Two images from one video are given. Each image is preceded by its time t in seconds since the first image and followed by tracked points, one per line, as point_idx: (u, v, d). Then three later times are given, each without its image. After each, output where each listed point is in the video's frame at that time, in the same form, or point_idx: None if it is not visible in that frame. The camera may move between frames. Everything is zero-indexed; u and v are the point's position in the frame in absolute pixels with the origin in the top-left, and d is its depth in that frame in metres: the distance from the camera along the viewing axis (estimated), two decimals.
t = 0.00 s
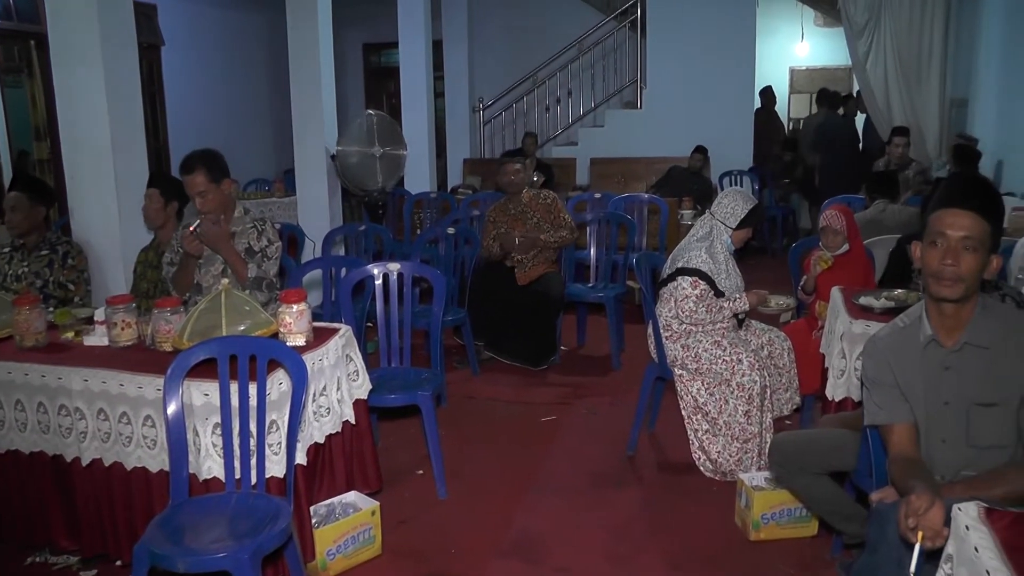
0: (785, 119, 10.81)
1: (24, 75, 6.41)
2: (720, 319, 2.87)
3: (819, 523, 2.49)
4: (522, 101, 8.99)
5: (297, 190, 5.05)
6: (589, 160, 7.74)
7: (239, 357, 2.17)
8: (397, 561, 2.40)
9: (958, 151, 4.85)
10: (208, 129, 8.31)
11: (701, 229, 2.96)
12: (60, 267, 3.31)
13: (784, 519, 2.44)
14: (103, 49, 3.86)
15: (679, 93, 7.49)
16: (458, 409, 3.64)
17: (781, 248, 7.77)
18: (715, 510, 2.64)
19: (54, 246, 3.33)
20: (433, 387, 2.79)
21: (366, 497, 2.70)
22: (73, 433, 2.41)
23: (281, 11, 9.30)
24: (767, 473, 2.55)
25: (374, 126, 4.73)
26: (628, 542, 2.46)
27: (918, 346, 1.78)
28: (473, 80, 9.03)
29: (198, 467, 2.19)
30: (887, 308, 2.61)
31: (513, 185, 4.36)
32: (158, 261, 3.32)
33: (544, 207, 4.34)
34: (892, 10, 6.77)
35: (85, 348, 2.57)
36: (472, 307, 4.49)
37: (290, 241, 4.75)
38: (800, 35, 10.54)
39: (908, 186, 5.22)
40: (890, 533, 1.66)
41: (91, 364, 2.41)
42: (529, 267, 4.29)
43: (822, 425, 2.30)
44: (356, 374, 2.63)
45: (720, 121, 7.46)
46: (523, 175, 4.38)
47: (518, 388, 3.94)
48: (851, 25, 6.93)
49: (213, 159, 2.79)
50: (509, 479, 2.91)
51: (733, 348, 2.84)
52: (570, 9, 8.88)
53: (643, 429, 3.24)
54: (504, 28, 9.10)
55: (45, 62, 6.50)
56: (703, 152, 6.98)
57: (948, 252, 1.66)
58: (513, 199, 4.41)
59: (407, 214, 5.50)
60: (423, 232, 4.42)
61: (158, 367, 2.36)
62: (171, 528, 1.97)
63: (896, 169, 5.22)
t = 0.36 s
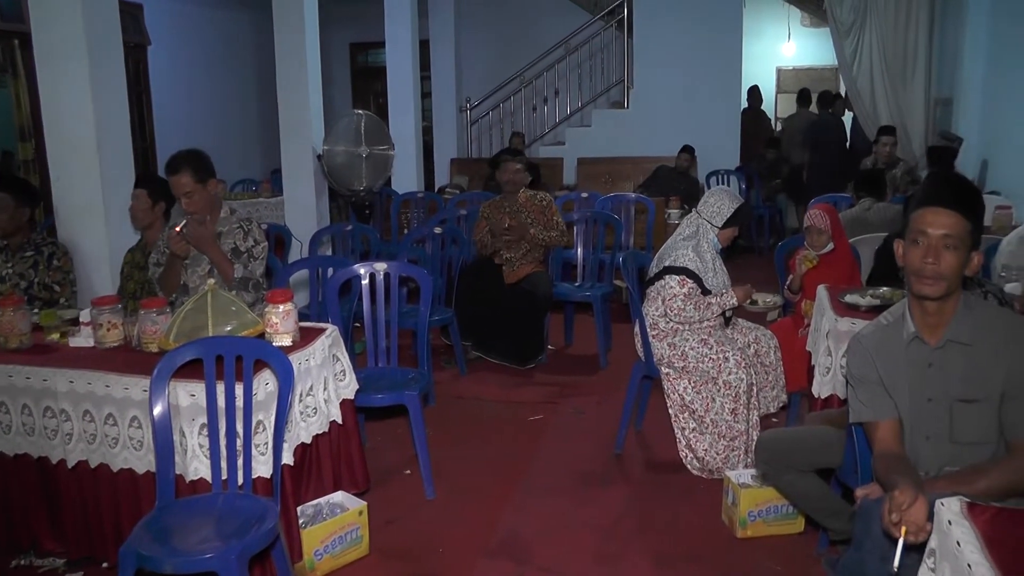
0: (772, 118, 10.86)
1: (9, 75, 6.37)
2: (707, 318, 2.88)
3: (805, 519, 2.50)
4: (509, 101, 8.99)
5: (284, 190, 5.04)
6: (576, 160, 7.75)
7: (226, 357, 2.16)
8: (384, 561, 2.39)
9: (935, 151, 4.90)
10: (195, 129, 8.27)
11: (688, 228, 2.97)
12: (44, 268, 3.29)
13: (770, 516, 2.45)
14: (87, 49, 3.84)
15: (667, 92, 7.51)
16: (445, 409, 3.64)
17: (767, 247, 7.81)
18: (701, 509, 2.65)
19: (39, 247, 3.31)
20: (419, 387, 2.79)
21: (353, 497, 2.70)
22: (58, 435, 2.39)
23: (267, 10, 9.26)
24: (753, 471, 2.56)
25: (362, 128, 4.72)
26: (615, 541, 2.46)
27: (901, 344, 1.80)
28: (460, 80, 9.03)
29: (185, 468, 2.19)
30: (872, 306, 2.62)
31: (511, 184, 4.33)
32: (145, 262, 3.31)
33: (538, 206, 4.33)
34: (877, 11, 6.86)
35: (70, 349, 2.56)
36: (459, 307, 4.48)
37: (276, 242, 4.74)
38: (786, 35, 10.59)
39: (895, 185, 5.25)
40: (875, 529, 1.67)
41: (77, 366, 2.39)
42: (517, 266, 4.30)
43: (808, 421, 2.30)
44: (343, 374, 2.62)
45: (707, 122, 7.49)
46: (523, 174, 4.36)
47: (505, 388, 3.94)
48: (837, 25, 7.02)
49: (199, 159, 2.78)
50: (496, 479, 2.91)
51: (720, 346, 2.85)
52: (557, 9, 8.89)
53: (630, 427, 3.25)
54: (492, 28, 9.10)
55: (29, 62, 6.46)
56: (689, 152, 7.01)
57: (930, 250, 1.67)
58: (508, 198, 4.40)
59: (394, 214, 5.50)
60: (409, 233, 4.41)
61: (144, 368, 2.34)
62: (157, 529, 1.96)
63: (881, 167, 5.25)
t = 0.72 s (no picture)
0: (759, 117, 10.91)
1: None
2: (695, 315, 2.88)
3: (793, 515, 2.51)
4: (495, 101, 9.00)
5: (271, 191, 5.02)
6: (562, 159, 7.75)
7: (213, 357, 2.15)
8: (372, 561, 2.39)
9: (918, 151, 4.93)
10: (181, 129, 8.23)
11: (675, 226, 2.97)
12: (30, 270, 3.27)
13: (758, 513, 2.46)
14: (71, 49, 3.81)
15: (654, 91, 7.52)
16: (432, 408, 3.63)
17: (754, 245, 7.84)
18: (689, 506, 2.66)
19: (23, 248, 3.29)
20: (407, 386, 2.78)
21: (341, 497, 2.69)
22: (44, 437, 2.38)
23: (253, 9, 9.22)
24: (741, 467, 2.57)
25: (350, 128, 4.71)
26: (603, 539, 2.47)
27: (887, 339, 1.81)
28: (447, 80, 9.03)
29: (172, 469, 2.18)
30: (859, 303, 2.63)
31: (507, 182, 4.29)
32: (131, 262, 3.29)
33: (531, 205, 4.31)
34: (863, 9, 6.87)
35: (56, 351, 2.53)
36: (446, 305, 4.49)
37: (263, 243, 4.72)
38: (773, 34, 10.63)
39: (881, 184, 5.28)
40: (860, 524, 1.68)
41: (62, 367, 2.37)
42: (506, 264, 4.28)
43: (795, 418, 2.31)
44: (330, 374, 2.61)
45: (694, 121, 7.51)
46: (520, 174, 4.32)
47: (493, 387, 3.94)
48: (824, 24, 7.00)
49: (185, 159, 2.76)
50: (483, 478, 2.91)
51: (707, 344, 2.86)
52: (544, 8, 8.90)
53: (617, 425, 3.25)
54: (479, 27, 9.09)
55: (12, 62, 6.41)
56: (677, 151, 7.00)
57: (912, 247, 1.69)
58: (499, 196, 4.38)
59: (381, 214, 5.48)
60: (397, 232, 4.40)
61: (130, 369, 2.33)
62: (144, 530, 1.95)
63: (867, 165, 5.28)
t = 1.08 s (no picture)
0: (745, 114, 10.94)
1: None
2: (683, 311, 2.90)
3: (779, 510, 2.53)
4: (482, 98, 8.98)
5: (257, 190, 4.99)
6: (550, 156, 7.76)
7: (198, 357, 2.14)
8: (361, 559, 2.38)
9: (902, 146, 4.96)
10: (166, 128, 8.17)
11: (663, 223, 2.98)
12: (14, 271, 3.24)
13: (745, 507, 2.47)
14: (54, 48, 3.78)
15: (641, 89, 7.53)
16: (420, 406, 3.63)
17: (741, 241, 7.87)
18: (677, 501, 2.67)
19: (7, 249, 3.26)
20: (394, 384, 2.78)
21: (328, 496, 2.68)
22: (29, 439, 2.36)
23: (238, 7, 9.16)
24: (728, 462, 2.58)
25: (336, 126, 4.69)
26: (592, 534, 2.47)
27: (871, 333, 1.82)
28: (434, 78, 9.01)
29: (159, 469, 2.17)
30: (844, 298, 2.65)
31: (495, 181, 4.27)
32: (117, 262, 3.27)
33: (517, 203, 4.31)
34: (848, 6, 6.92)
35: (41, 352, 2.52)
36: (434, 303, 4.47)
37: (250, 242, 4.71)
38: (760, 31, 10.67)
39: (867, 179, 5.32)
40: (845, 517, 1.69)
41: (47, 368, 2.35)
42: (492, 263, 4.28)
43: (781, 412, 2.32)
44: (317, 373, 2.61)
45: (680, 118, 7.53)
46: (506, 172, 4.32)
47: (480, 384, 3.94)
48: (809, 21, 7.03)
49: (170, 158, 2.74)
50: (471, 475, 2.91)
51: (693, 339, 2.86)
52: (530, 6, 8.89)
53: (605, 421, 3.26)
54: (465, 24, 9.07)
55: None
56: (663, 148, 6.99)
57: (895, 241, 1.70)
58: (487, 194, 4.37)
59: (368, 212, 5.47)
60: (384, 231, 4.39)
61: (116, 370, 2.32)
62: (131, 531, 1.94)
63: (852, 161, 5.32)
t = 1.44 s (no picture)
0: (730, 110, 10.98)
1: None
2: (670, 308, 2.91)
3: (765, 505, 2.54)
4: (467, 96, 8.97)
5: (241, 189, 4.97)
6: (535, 154, 7.76)
7: (183, 357, 2.13)
8: (347, 558, 2.38)
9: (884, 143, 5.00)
10: (150, 126, 8.11)
11: (652, 222, 2.98)
12: None
13: (731, 503, 2.48)
14: (36, 47, 3.75)
15: (627, 86, 7.54)
16: (406, 404, 3.63)
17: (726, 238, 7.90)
18: (663, 497, 2.68)
19: None
20: (380, 383, 2.78)
21: (315, 494, 2.68)
22: (13, 441, 2.35)
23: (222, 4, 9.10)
24: (713, 458, 2.59)
25: (321, 124, 4.68)
26: (579, 530, 2.48)
27: (854, 328, 1.84)
28: (419, 75, 8.99)
29: (145, 470, 2.16)
30: (828, 294, 2.66)
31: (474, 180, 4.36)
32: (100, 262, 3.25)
33: (501, 200, 4.34)
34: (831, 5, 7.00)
35: (25, 353, 2.50)
36: (419, 302, 4.46)
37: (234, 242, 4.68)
38: (744, 28, 10.71)
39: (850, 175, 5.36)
40: (829, 511, 1.71)
41: (31, 369, 2.34)
42: (477, 261, 4.26)
43: (766, 408, 2.34)
44: (302, 371, 2.60)
45: (665, 115, 7.55)
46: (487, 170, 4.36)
47: (466, 382, 3.94)
48: (793, 18, 7.14)
49: (156, 155, 2.72)
50: (457, 473, 2.91)
51: (679, 336, 2.88)
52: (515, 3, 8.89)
53: (591, 418, 3.27)
54: (451, 21, 9.06)
55: None
56: (648, 145, 6.96)
57: (878, 238, 1.71)
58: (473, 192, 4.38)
59: (353, 210, 5.45)
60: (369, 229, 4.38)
61: (101, 370, 2.30)
62: (116, 532, 1.93)
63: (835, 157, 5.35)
